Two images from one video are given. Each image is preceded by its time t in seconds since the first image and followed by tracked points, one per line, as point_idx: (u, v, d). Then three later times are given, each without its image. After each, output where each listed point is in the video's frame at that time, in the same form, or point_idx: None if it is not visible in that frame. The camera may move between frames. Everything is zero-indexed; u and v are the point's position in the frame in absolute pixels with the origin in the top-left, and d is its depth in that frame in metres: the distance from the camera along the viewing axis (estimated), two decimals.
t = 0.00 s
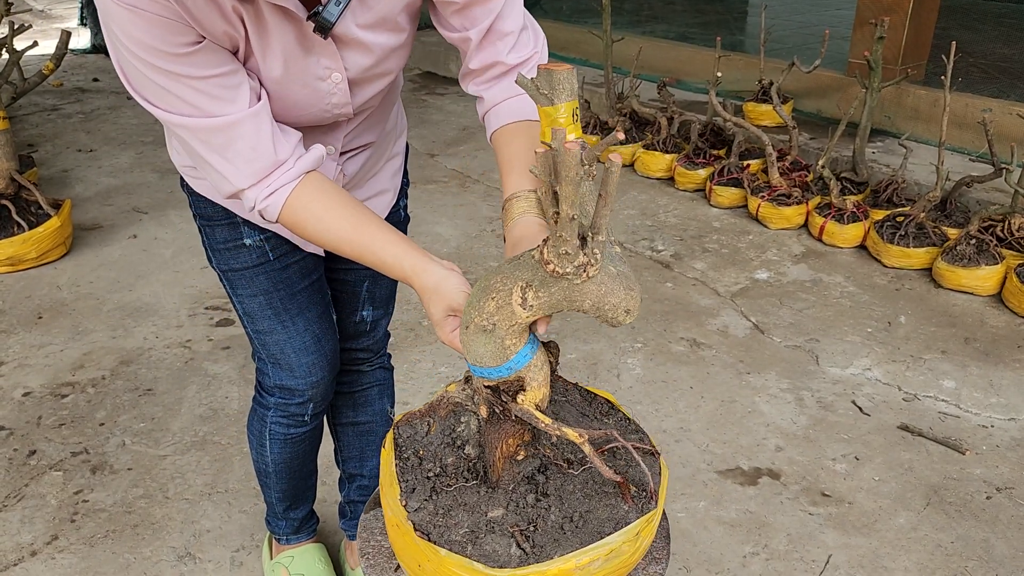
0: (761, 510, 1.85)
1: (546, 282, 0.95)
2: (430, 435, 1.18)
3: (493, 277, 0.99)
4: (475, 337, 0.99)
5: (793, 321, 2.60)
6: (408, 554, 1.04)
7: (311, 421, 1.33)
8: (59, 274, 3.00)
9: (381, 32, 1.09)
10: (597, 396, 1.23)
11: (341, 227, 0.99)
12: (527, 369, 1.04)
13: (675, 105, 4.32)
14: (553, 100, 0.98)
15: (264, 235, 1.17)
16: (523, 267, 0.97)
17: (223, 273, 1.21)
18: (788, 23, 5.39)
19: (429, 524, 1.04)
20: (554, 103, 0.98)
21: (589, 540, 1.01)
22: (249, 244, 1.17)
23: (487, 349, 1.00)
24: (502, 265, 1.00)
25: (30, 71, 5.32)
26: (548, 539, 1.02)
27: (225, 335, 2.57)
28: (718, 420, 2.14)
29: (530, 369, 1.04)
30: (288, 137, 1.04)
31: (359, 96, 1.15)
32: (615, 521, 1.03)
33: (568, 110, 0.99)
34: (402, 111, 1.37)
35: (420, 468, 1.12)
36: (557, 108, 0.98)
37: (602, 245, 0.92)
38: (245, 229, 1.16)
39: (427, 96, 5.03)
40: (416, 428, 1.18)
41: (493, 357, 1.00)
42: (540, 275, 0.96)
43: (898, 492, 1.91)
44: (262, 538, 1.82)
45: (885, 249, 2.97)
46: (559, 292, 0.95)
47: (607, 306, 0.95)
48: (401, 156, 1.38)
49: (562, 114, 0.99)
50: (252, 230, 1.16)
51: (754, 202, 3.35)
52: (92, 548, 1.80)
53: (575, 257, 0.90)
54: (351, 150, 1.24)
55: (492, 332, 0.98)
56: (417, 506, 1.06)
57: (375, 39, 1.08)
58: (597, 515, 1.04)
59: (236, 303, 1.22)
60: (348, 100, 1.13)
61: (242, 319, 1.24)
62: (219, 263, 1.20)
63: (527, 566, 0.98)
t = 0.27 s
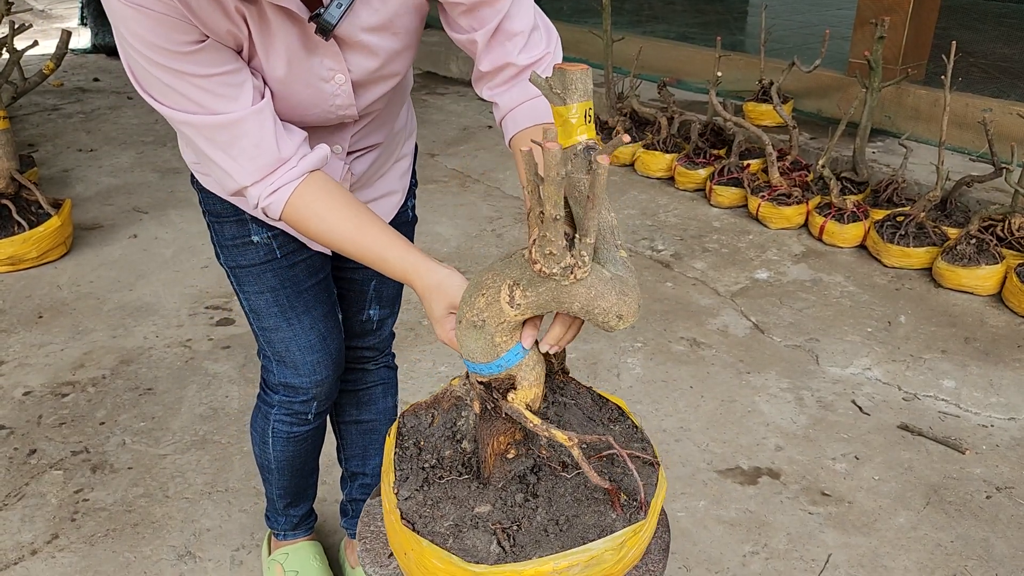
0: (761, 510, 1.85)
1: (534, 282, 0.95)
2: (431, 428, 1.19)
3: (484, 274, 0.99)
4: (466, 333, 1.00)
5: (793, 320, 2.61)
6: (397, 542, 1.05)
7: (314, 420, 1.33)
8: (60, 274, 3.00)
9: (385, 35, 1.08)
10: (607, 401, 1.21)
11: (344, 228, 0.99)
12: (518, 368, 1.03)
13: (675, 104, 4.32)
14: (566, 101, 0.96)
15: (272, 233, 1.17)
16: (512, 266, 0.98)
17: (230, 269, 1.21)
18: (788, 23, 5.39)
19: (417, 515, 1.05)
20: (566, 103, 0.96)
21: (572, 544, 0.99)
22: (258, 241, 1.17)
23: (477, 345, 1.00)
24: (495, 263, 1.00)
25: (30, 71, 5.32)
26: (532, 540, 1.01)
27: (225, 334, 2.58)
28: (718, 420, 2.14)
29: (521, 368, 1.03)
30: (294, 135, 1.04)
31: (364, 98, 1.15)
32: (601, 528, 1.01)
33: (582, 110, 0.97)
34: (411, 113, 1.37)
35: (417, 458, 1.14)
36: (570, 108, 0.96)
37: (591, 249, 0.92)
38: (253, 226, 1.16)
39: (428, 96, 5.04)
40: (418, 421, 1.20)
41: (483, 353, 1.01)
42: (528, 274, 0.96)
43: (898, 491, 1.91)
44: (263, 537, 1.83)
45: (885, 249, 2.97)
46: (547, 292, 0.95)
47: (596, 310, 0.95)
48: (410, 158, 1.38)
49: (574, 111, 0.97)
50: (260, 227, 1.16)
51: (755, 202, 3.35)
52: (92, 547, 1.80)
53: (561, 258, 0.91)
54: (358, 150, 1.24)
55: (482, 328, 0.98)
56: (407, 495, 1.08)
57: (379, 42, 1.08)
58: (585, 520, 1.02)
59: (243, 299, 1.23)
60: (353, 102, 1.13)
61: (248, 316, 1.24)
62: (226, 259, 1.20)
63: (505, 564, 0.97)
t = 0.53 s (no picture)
0: (760, 509, 1.85)
1: (522, 282, 0.95)
2: (433, 421, 1.19)
3: (477, 273, 1.00)
4: (458, 329, 1.01)
5: (793, 320, 2.61)
6: (389, 533, 1.07)
7: (326, 418, 1.33)
8: (60, 273, 3.00)
9: (384, 65, 1.06)
10: (614, 405, 1.19)
11: (349, 236, 1.00)
12: (509, 366, 1.03)
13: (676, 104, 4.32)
14: (574, 102, 0.98)
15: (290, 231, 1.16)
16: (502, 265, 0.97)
17: (247, 266, 1.21)
18: (789, 22, 5.39)
19: (407, 505, 1.06)
20: (573, 103, 0.98)
21: (554, 546, 0.98)
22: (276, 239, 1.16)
23: (469, 341, 1.01)
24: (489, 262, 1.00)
25: (30, 71, 5.33)
26: (515, 540, 1.00)
27: (225, 334, 2.58)
28: (717, 419, 2.14)
29: (513, 368, 1.03)
30: (299, 160, 1.06)
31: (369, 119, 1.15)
32: (585, 533, 1.00)
33: (589, 112, 0.98)
34: (427, 112, 1.36)
35: (415, 451, 1.14)
36: (575, 108, 0.98)
37: (579, 251, 0.93)
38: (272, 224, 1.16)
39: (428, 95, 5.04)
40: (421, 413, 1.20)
41: (475, 350, 1.01)
42: (516, 274, 0.96)
43: (898, 490, 1.91)
44: (263, 535, 1.83)
45: (886, 249, 2.97)
46: (533, 293, 0.95)
47: (585, 313, 0.93)
48: (426, 158, 1.37)
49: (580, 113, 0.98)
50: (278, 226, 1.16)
51: (755, 201, 3.35)
52: (92, 546, 1.80)
53: (547, 259, 0.91)
54: (370, 159, 1.24)
55: (473, 326, 0.99)
56: (399, 487, 1.09)
57: (377, 72, 1.06)
58: (571, 524, 1.01)
59: (259, 295, 1.23)
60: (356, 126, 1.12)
61: (264, 311, 1.24)
62: (243, 256, 1.20)
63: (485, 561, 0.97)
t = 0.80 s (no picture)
0: (761, 508, 1.85)
1: (514, 282, 0.94)
2: (434, 416, 1.19)
3: (473, 270, 0.99)
4: (454, 326, 1.00)
5: (793, 319, 2.61)
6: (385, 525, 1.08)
7: (333, 417, 1.33)
8: (61, 272, 3.00)
9: (369, 84, 1.05)
10: (619, 409, 1.19)
11: (352, 241, 1.01)
12: (505, 366, 1.03)
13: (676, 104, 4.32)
14: (579, 102, 1.01)
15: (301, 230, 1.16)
16: (497, 264, 0.96)
17: (258, 265, 1.21)
18: (790, 21, 5.38)
19: (402, 499, 1.07)
20: (579, 103, 1.01)
21: (543, 548, 0.99)
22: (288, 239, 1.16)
23: (464, 338, 1.01)
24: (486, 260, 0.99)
25: (31, 70, 5.33)
26: (506, 540, 1.01)
27: (226, 333, 2.58)
28: (718, 419, 2.14)
29: (509, 368, 1.03)
30: (297, 173, 1.07)
31: (365, 130, 1.15)
32: (575, 535, 1.00)
33: (594, 111, 1.01)
34: (438, 113, 1.36)
35: (415, 445, 1.15)
36: (581, 108, 1.01)
37: (572, 252, 0.91)
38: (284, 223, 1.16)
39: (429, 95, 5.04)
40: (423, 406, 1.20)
41: (471, 347, 1.01)
42: (509, 273, 0.94)
43: (898, 490, 1.91)
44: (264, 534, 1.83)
45: (887, 249, 2.96)
46: (525, 292, 0.94)
47: (578, 315, 0.93)
48: (437, 159, 1.37)
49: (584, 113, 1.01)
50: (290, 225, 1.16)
51: (756, 201, 3.35)
52: (93, 545, 1.80)
53: (539, 259, 0.89)
54: (374, 164, 1.24)
55: (468, 323, 0.99)
56: (396, 480, 1.10)
57: (360, 91, 1.05)
58: (562, 526, 1.01)
59: (269, 294, 1.23)
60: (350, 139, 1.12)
61: (274, 309, 1.24)
62: (253, 255, 1.20)
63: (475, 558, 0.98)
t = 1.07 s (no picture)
0: (762, 508, 1.85)
1: (522, 281, 0.94)
2: (435, 419, 1.18)
3: (479, 271, 1.00)
4: (460, 326, 1.01)
5: (794, 319, 2.60)
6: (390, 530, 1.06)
7: (329, 418, 1.33)
8: (62, 272, 3.00)
9: (374, 71, 1.05)
10: (617, 405, 1.19)
11: (342, 244, 1.01)
12: (511, 366, 1.03)
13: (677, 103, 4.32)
14: (579, 100, 0.99)
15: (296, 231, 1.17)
16: (505, 264, 0.97)
17: (252, 265, 1.21)
18: (791, 20, 5.38)
19: (407, 503, 1.06)
20: (579, 103, 0.99)
21: (554, 545, 0.99)
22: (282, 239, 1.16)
23: (471, 339, 1.01)
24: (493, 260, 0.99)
25: (32, 70, 5.33)
26: (515, 539, 1.00)
27: (227, 332, 2.58)
28: (719, 419, 2.14)
29: (516, 367, 1.03)
30: (297, 167, 1.06)
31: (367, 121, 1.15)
32: (585, 531, 1.00)
33: (593, 110, 1.00)
34: (434, 112, 1.36)
35: (417, 449, 1.14)
36: (582, 107, 0.99)
37: (580, 250, 0.91)
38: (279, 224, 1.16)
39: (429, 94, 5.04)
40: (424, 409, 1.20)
41: (476, 348, 1.01)
42: (517, 273, 0.95)
43: (900, 490, 1.91)
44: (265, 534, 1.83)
45: (888, 248, 2.96)
46: (533, 293, 0.94)
47: (586, 312, 0.94)
48: (432, 157, 1.37)
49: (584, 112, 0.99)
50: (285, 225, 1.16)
51: (757, 201, 3.35)
52: (94, 545, 1.80)
53: (548, 258, 0.89)
54: (373, 159, 1.23)
55: (474, 324, 0.99)
56: (401, 484, 1.08)
57: (366, 78, 1.05)
58: (572, 523, 1.01)
59: (264, 295, 1.23)
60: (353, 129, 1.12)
61: (269, 310, 1.24)
62: (248, 255, 1.20)
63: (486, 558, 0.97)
